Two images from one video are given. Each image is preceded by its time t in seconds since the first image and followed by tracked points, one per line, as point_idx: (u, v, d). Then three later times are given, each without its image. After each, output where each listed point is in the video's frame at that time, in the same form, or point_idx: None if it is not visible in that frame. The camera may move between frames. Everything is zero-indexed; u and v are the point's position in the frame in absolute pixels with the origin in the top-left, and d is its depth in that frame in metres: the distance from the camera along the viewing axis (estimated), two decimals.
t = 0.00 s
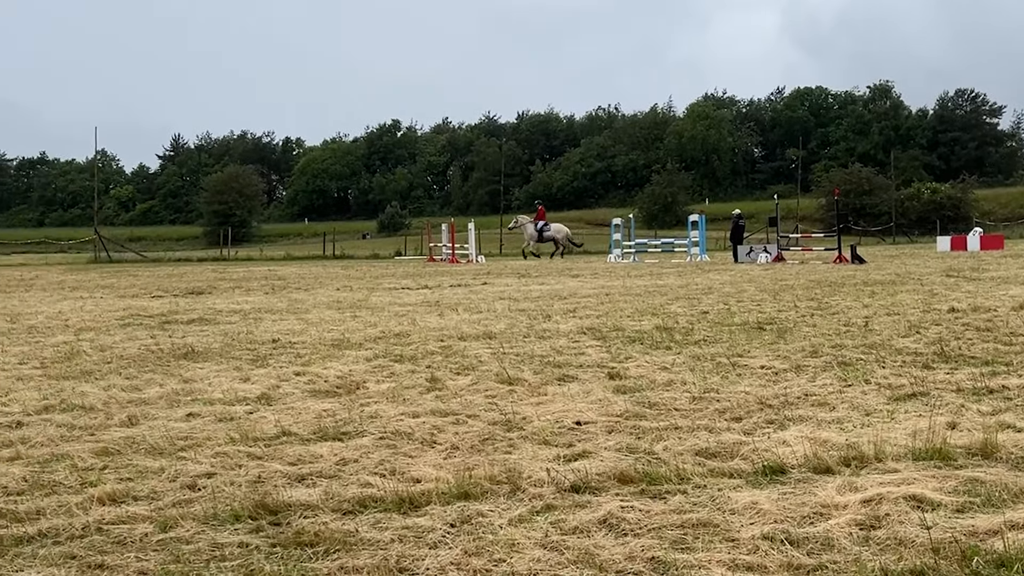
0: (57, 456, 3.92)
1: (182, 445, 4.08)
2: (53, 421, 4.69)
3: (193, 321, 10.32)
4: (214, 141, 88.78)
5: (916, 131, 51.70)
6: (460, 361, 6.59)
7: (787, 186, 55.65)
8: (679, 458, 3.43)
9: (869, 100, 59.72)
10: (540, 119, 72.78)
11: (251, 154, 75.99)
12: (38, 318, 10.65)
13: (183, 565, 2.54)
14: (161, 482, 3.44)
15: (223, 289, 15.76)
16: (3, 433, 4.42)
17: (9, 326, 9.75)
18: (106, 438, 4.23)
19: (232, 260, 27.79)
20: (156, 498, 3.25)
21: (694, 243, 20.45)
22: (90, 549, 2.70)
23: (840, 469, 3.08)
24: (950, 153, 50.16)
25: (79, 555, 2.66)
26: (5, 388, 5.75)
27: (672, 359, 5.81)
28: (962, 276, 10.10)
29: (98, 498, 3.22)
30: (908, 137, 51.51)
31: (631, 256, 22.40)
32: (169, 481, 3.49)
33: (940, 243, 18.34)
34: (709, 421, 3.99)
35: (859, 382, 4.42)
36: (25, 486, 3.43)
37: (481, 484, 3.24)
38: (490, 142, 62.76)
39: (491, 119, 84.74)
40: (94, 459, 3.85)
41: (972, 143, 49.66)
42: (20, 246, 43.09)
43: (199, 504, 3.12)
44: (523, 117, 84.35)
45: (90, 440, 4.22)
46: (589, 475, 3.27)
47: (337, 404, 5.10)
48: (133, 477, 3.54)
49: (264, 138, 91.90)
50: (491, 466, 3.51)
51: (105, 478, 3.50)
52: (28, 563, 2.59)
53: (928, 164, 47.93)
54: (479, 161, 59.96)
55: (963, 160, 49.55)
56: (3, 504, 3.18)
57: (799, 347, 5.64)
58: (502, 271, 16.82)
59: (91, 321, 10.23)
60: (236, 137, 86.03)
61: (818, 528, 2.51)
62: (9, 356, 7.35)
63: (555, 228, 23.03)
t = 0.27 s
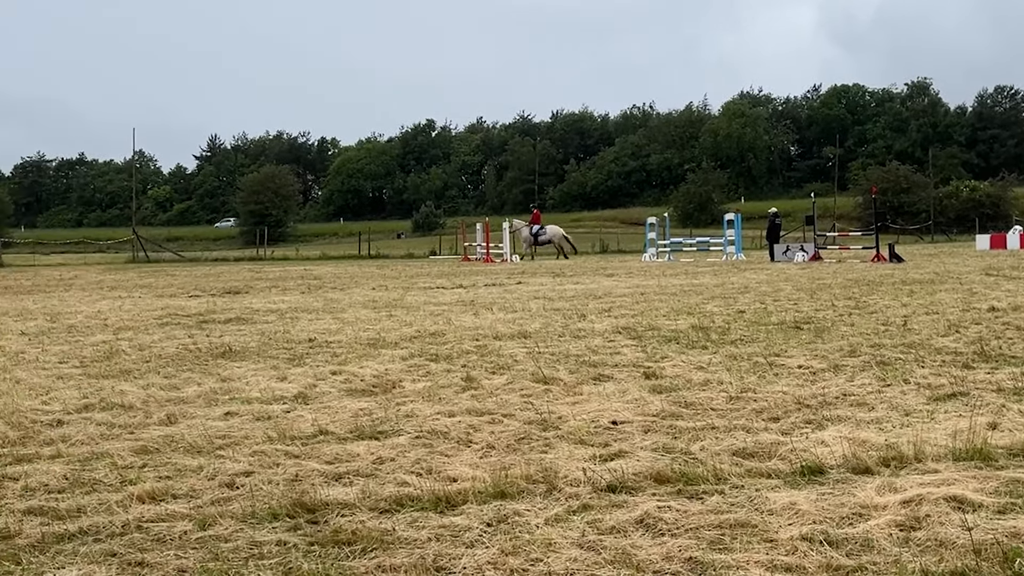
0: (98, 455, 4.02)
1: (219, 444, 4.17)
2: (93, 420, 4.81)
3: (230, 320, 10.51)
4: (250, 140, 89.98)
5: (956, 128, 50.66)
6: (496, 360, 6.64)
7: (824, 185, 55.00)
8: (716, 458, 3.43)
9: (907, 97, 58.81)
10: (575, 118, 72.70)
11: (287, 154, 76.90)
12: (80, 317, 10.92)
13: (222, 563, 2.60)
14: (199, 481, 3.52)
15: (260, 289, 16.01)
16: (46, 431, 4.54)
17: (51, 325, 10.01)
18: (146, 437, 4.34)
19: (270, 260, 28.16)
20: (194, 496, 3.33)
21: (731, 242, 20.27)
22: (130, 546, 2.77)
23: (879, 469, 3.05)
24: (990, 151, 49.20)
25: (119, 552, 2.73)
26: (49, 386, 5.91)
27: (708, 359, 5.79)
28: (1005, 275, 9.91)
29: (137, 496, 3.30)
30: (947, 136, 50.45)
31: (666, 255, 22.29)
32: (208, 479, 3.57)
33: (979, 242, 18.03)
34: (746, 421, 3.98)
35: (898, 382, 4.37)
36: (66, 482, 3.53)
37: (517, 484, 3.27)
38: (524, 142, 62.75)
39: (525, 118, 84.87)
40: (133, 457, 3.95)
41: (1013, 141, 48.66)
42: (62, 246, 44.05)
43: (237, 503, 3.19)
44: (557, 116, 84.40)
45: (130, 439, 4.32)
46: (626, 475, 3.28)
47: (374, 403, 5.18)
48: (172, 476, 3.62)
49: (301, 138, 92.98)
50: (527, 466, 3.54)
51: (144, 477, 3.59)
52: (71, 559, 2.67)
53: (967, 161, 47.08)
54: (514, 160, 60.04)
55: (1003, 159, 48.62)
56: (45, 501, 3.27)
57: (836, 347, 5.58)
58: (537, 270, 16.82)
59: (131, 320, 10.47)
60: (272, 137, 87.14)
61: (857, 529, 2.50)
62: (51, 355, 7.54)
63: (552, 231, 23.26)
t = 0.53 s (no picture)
0: (140, 455, 4.13)
1: (260, 443, 4.26)
2: (135, 420, 4.93)
3: (269, 321, 10.69)
4: (288, 142, 91.07)
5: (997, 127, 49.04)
6: (532, 361, 6.68)
7: (863, 185, 54.28)
8: (756, 460, 3.43)
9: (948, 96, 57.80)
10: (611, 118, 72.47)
11: (324, 156, 77.68)
12: (122, 317, 11.18)
13: (264, 562, 2.66)
14: (240, 480, 3.61)
15: (298, 289, 16.23)
16: (89, 430, 4.67)
17: (94, 325, 10.26)
18: (186, 437, 4.44)
19: (307, 261, 28.50)
20: (235, 495, 3.40)
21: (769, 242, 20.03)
22: (172, 545, 2.85)
23: (922, 471, 3.03)
24: None
25: (162, 551, 2.80)
26: (93, 386, 6.07)
27: (747, 360, 5.76)
28: None
29: (179, 495, 3.38)
30: (987, 135, 48.84)
31: (703, 255, 22.13)
32: (249, 479, 3.65)
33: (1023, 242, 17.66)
34: (786, 423, 3.97)
35: (940, 383, 4.32)
36: (109, 481, 3.63)
37: (556, 485, 3.30)
38: (560, 142, 62.68)
39: (560, 118, 84.87)
40: (175, 456, 4.05)
41: None
42: (105, 246, 44.94)
43: (278, 502, 3.27)
44: (593, 116, 84.30)
45: (170, 439, 4.43)
46: (665, 477, 3.30)
47: (412, 404, 5.25)
48: (212, 476, 3.71)
49: (338, 140, 93.97)
50: (564, 467, 3.57)
51: (185, 476, 3.68)
52: (115, 558, 2.74)
53: (1011, 160, 46.14)
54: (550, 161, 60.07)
55: None
56: (89, 499, 3.36)
57: (877, 348, 5.52)
58: (572, 271, 16.82)
59: (171, 321, 10.70)
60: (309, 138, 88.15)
61: (900, 532, 2.50)
62: (95, 355, 7.75)
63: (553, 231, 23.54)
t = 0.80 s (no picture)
0: (183, 455, 4.25)
1: (300, 444, 4.37)
2: (177, 420, 5.07)
3: (308, 322, 10.89)
4: (327, 144, 92.16)
5: None
6: (571, 362, 6.71)
7: (904, 185, 53.45)
8: (798, 463, 3.43)
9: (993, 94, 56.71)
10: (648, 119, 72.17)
11: (362, 159, 78.36)
12: (166, 319, 11.47)
13: (304, 562, 2.73)
14: (281, 481, 3.70)
15: (336, 290, 16.47)
16: (132, 431, 4.82)
17: (137, 327, 10.50)
18: (227, 438, 4.56)
19: (345, 262, 28.80)
20: (276, 496, 3.50)
21: (808, 243, 19.78)
22: (214, 545, 2.92)
23: (967, 475, 3.02)
24: None
25: (205, 551, 2.89)
26: (136, 386, 6.25)
27: (788, 362, 5.73)
28: None
29: (221, 496, 3.48)
30: None
31: (741, 257, 21.94)
32: (289, 479, 3.74)
33: None
34: (827, 426, 3.95)
35: (985, 386, 4.27)
36: (152, 482, 3.74)
37: (596, 487, 3.34)
38: (597, 144, 62.54)
39: (596, 120, 84.77)
40: (216, 457, 4.16)
41: None
42: (147, 249, 45.71)
43: (319, 503, 3.35)
44: (630, 118, 84.07)
45: (212, 439, 4.56)
46: (705, 479, 3.32)
47: (451, 405, 5.32)
48: (254, 476, 3.82)
49: (375, 142, 94.83)
50: (604, 469, 3.60)
51: (227, 477, 3.79)
52: (158, 558, 2.84)
53: None
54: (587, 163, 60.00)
55: None
56: (134, 499, 3.48)
57: (920, 349, 5.46)
58: (610, 272, 16.78)
59: (213, 322, 10.95)
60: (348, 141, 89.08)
61: (945, 536, 2.50)
62: (137, 356, 7.95)
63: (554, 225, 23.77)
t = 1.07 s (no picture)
0: (225, 455, 4.38)
1: (340, 446, 4.47)
2: (219, 422, 5.21)
3: (348, 324, 11.07)
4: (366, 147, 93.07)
5: None
6: (610, 365, 6.75)
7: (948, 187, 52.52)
8: (840, 467, 3.43)
9: None
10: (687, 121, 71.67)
11: (402, 162, 78.87)
12: (208, 321, 11.74)
13: (346, 564, 2.81)
14: (322, 482, 3.79)
15: (375, 293, 16.68)
16: (174, 432, 4.96)
17: (180, 329, 10.75)
18: (269, 440, 4.69)
19: (385, 265, 29.09)
20: (317, 497, 3.59)
21: (850, 246, 19.51)
22: (257, 546, 3.02)
23: (1013, 480, 3.01)
24: None
25: (247, 552, 2.98)
26: (179, 388, 6.43)
27: (829, 365, 5.70)
28: None
29: (263, 497, 3.58)
30: None
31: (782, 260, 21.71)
32: (330, 480, 3.84)
33: None
34: (871, 430, 3.94)
35: None
36: (194, 483, 3.86)
37: (636, 490, 3.38)
38: (637, 146, 62.27)
39: (635, 122, 84.52)
40: (258, 458, 4.28)
41: None
42: (189, 252, 46.46)
43: (359, 505, 3.43)
44: (668, 120, 83.66)
45: (254, 441, 4.68)
46: (747, 483, 3.34)
47: (490, 407, 5.39)
48: (295, 477, 3.92)
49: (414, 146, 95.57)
50: (644, 472, 3.64)
51: (268, 478, 3.90)
52: (201, 558, 2.93)
53: None
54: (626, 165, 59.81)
55: None
56: (177, 500, 3.59)
57: (965, 353, 5.40)
58: (649, 275, 16.71)
59: (254, 325, 11.18)
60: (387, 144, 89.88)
61: (991, 543, 2.52)
62: (179, 358, 8.15)
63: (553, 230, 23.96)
